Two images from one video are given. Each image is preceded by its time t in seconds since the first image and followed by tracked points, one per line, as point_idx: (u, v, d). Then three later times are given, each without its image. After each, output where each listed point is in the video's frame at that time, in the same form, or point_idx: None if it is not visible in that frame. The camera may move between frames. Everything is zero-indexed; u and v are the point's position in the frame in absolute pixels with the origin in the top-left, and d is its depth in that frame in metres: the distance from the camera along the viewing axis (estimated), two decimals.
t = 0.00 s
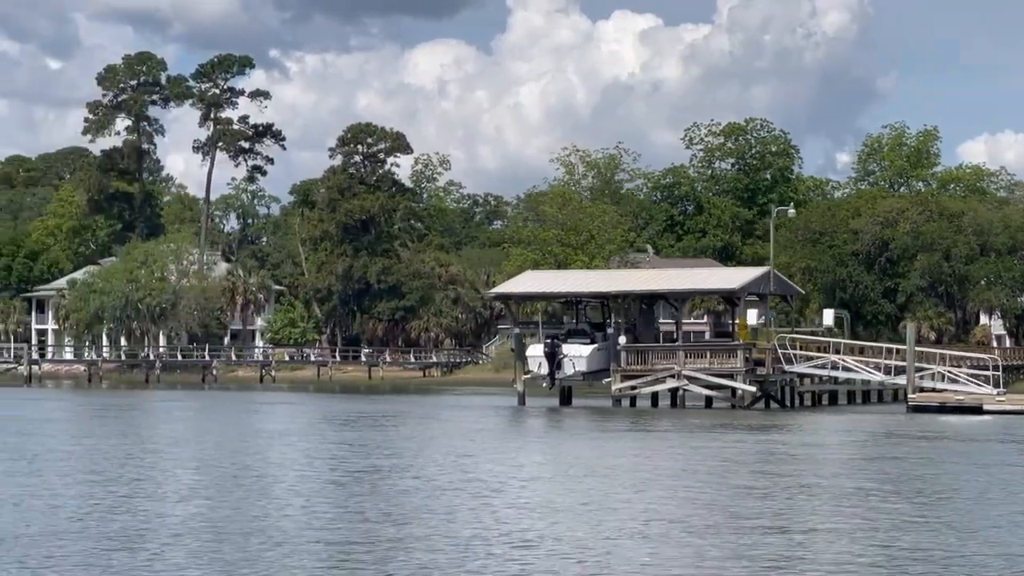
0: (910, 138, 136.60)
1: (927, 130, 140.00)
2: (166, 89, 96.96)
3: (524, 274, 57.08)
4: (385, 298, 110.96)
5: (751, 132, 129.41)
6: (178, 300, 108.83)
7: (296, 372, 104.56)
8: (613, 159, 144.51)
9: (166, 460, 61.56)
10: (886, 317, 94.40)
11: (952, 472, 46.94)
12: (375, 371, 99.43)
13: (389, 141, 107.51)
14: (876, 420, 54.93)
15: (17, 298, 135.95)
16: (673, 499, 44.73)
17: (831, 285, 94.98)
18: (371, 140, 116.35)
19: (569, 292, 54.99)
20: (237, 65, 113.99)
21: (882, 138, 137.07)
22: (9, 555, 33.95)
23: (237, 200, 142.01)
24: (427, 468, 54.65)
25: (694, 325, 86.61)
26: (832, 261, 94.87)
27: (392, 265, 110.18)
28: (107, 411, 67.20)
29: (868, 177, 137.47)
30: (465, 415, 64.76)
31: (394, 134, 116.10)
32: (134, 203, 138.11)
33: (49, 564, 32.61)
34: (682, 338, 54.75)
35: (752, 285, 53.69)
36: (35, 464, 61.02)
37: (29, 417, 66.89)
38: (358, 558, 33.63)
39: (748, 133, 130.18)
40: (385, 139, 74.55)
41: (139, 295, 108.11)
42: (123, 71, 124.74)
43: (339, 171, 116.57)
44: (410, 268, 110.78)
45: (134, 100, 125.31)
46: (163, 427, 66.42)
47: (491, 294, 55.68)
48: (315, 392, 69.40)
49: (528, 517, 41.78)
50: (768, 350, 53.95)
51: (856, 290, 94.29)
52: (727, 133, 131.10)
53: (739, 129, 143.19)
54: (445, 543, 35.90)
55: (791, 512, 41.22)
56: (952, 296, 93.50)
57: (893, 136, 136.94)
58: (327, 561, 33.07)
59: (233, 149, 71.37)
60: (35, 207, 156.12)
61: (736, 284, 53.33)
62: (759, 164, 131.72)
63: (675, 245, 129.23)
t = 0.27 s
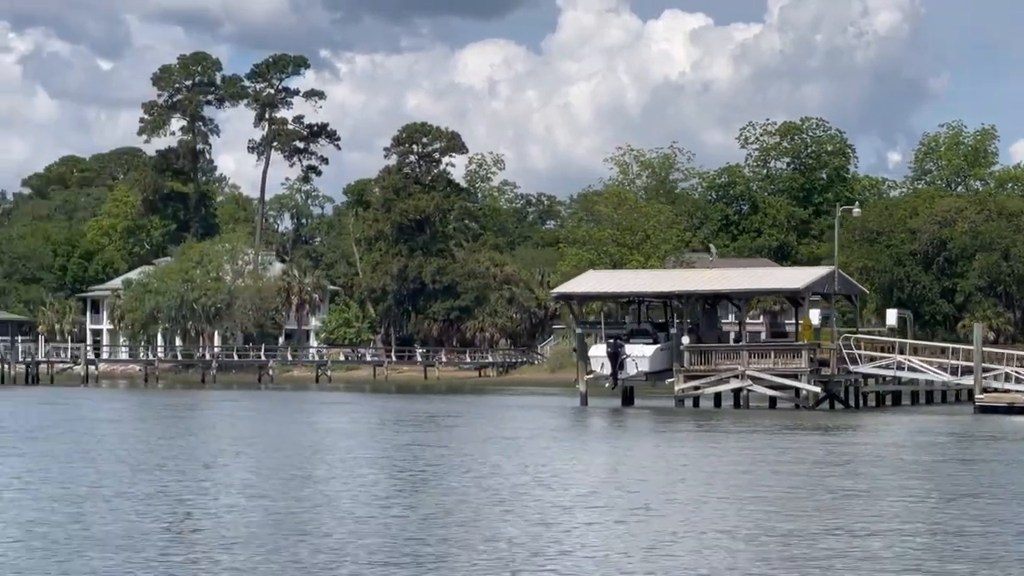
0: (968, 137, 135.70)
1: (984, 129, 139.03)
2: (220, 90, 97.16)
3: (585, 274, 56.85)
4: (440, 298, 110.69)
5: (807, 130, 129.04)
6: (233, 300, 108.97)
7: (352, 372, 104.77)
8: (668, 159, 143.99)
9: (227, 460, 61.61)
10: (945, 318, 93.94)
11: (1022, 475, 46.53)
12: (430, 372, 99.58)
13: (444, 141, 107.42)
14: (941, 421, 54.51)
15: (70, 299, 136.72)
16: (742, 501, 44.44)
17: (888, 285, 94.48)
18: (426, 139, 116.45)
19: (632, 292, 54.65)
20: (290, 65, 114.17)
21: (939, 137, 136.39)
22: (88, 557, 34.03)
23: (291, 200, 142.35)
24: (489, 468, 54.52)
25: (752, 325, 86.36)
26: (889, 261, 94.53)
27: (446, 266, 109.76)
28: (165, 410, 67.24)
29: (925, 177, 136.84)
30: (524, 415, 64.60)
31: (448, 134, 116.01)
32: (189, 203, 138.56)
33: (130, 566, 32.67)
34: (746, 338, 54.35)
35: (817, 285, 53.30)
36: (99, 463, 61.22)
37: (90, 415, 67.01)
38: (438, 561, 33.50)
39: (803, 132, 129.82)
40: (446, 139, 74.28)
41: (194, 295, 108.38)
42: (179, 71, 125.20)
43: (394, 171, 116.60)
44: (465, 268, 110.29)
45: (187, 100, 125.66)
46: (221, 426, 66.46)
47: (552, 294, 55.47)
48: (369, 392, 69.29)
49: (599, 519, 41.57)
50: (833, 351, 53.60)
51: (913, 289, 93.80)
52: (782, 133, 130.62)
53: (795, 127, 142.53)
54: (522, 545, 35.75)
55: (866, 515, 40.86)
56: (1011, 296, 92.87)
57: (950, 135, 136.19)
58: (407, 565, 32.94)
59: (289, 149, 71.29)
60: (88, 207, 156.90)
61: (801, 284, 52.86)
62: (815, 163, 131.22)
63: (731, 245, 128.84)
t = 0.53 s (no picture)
0: (1014, 137, 135.25)
1: None
2: (266, 87, 97.15)
3: (636, 275, 56.62)
4: (486, 298, 110.67)
5: (853, 129, 128.76)
6: (278, 300, 108.89)
7: (396, 371, 104.69)
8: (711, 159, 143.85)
9: (276, 459, 61.44)
10: (992, 318, 93.75)
11: None
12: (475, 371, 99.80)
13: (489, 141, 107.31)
14: (996, 423, 54.10)
15: (115, 299, 136.72)
16: (805, 499, 44.00)
17: (935, 285, 94.27)
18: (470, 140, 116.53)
19: (685, 291, 54.34)
20: (336, 64, 114.20)
21: (986, 138, 136.02)
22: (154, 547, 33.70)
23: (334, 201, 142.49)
24: (542, 466, 54.17)
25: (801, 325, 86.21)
26: (937, 261, 94.33)
27: (492, 265, 109.70)
28: (210, 410, 66.95)
29: (970, 177, 136.54)
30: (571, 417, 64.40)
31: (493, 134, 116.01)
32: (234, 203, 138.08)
33: (201, 556, 32.37)
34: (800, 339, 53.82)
35: (873, 284, 53.04)
36: (153, 462, 61.04)
37: (134, 418, 66.69)
38: (511, 554, 33.15)
39: (848, 131, 129.57)
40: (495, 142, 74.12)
41: (238, 295, 108.32)
42: (224, 71, 125.55)
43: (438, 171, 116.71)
44: (511, 268, 110.18)
45: (232, 100, 125.74)
46: (264, 429, 66.23)
47: (605, 294, 55.15)
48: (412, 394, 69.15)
49: (664, 517, 41.19)
50: (888, 351, 53.16)
51: (961, 289, 93.65)
52: (828, 132, 130.31)
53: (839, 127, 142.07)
54: (594, 541, 35.38)
55: (933, 513, 40.37)
56: None
57: (996, 135, 135.85)
58: (480, 557, 32.58)
59: (335, 149, 71.29)
60: (132, 207, 157.21)
61: (856, 283, 52.47)
62: (861, 163, 130.99)
63: (776, 246, 128.69)
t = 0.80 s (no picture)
0: None
1: None
2: (302, 88, 97.11)
3: (680, 277, 56.53)
4: (523, 298, 110.71)
5: (891, 129, 128.52)
6: (315, 300, 109.01)
7: (434, 372, 104.76)
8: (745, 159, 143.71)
9: (317, 459, 61.49)
10: None
11: None
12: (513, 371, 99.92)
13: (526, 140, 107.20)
14: None
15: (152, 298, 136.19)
16: (858, 500, 43.73)
17: (975, 285, 94.09)
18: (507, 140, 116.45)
19: (729, 291, 54.06)
20: (373, 64, 114.05)
21: None
22: (215, 549, 33.60)
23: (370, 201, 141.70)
24: (585, 467, 54.07)
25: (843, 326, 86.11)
26: (976, 261, 94.17)
27: (528, 265, 109.73)
28: (250, 409, 66.89)
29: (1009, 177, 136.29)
30: (609, 418, 64.37)
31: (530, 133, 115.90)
32: (271, 203, 137.68)
33: (262, 560, 32.25)
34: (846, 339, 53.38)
35: (919, 284, 52.74)
36: (202, 461, 61.05)
37: (177, 416, 66.70)
38: (573, 556, 32.96)
39: (886, 130, 129.44)
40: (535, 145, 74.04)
41: (275, 295, 108.43)
42: (260, 71, 125.69)
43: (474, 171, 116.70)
44: (547, 267, 110.29)
45: (269, 100, 125.74)
46: (303, 428, 66.23)
47: (649, 294, 54.95)
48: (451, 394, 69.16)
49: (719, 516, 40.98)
50: (935, 351, 52.75)
51: (1001, 289, 93.48)
52: (865, 132, 130.12)
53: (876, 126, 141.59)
54: (655, 543, 35.16)
55: (988, 515, 40.11)
56: None
57: None
58: (542, 562, 32.38)
59: (370, 149, 71.31)
60: (168, 206, 157.35)
61: (902, 284, 52.13)
62: (898, 163, 130.73)
63: (813, 246, 128.63)
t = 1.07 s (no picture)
0: None
1: None
2: (333, 88, 97.09)
3: (718, 275, 56.31)
4: (554, 297, 110.90)
5: (923, 128, 128.43)
6: (346, 300, 108.83)
7: (466, 372, 104.97)
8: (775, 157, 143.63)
9: (348, 458, 61.46)
10: None
11: None
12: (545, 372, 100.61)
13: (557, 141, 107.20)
14: None
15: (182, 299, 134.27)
16: (906, 501, 43.57)
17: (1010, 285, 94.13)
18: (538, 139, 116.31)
19: (768, 291, 53.93)
20: (404, 63, 113.90)
21: None
22: (272, 547, 33.52)
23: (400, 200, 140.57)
24: (621, 467, 53.99)
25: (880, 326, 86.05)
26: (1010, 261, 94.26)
27: (559, 265, 109.95)
28: (285, 409, 66.80)
29: None
30: (641, 421, 64.43)
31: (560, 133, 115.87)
32: (302, 203, 138.10)
33: (321, 559, 32.16)
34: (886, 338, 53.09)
35: (961, 284, 52.58)
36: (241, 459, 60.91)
37: (210, 416, 66.64)
38: (630, 557, 32.83)
39: (918, 129, 129.24)
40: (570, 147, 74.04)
41: (305, 294, 108.30)
42: (290, 71, 125.43)
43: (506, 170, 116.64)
44: (578, 267, 110.48)
45: (299, 100, 125.66)
46: (330, 428, 66.14)
47: (686, 294, 54.84)
48: (479, 395, 69.15)
49: (769, 516, 40.85)
50: (976, 352, 52.25)
51: None
52: (896, 131, 129.99)
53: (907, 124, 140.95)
54: (711, 544, 35.05)
55: None
56: None
57: None
58: (601, 563, 32.25)
59: (400, 149, 71.25)
60: (198, 207, 157.34)
61: (943, 283, 51.87)
62: (929, 162, 130.62)
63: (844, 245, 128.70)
